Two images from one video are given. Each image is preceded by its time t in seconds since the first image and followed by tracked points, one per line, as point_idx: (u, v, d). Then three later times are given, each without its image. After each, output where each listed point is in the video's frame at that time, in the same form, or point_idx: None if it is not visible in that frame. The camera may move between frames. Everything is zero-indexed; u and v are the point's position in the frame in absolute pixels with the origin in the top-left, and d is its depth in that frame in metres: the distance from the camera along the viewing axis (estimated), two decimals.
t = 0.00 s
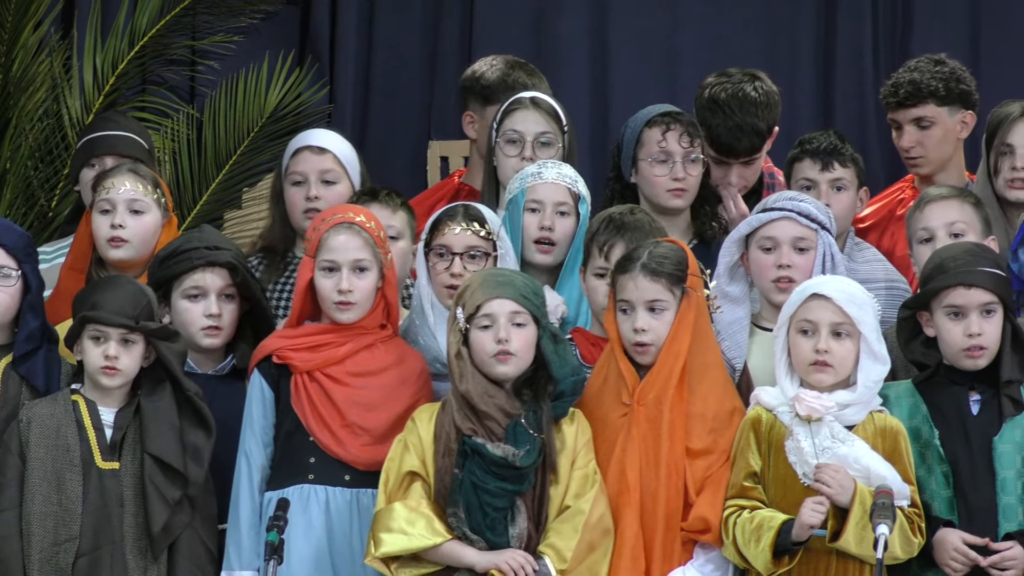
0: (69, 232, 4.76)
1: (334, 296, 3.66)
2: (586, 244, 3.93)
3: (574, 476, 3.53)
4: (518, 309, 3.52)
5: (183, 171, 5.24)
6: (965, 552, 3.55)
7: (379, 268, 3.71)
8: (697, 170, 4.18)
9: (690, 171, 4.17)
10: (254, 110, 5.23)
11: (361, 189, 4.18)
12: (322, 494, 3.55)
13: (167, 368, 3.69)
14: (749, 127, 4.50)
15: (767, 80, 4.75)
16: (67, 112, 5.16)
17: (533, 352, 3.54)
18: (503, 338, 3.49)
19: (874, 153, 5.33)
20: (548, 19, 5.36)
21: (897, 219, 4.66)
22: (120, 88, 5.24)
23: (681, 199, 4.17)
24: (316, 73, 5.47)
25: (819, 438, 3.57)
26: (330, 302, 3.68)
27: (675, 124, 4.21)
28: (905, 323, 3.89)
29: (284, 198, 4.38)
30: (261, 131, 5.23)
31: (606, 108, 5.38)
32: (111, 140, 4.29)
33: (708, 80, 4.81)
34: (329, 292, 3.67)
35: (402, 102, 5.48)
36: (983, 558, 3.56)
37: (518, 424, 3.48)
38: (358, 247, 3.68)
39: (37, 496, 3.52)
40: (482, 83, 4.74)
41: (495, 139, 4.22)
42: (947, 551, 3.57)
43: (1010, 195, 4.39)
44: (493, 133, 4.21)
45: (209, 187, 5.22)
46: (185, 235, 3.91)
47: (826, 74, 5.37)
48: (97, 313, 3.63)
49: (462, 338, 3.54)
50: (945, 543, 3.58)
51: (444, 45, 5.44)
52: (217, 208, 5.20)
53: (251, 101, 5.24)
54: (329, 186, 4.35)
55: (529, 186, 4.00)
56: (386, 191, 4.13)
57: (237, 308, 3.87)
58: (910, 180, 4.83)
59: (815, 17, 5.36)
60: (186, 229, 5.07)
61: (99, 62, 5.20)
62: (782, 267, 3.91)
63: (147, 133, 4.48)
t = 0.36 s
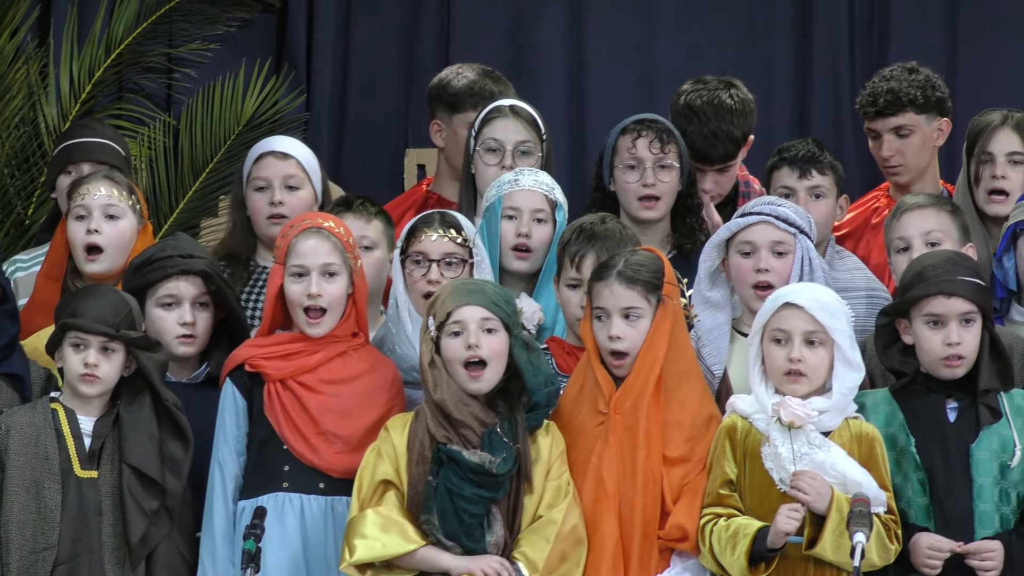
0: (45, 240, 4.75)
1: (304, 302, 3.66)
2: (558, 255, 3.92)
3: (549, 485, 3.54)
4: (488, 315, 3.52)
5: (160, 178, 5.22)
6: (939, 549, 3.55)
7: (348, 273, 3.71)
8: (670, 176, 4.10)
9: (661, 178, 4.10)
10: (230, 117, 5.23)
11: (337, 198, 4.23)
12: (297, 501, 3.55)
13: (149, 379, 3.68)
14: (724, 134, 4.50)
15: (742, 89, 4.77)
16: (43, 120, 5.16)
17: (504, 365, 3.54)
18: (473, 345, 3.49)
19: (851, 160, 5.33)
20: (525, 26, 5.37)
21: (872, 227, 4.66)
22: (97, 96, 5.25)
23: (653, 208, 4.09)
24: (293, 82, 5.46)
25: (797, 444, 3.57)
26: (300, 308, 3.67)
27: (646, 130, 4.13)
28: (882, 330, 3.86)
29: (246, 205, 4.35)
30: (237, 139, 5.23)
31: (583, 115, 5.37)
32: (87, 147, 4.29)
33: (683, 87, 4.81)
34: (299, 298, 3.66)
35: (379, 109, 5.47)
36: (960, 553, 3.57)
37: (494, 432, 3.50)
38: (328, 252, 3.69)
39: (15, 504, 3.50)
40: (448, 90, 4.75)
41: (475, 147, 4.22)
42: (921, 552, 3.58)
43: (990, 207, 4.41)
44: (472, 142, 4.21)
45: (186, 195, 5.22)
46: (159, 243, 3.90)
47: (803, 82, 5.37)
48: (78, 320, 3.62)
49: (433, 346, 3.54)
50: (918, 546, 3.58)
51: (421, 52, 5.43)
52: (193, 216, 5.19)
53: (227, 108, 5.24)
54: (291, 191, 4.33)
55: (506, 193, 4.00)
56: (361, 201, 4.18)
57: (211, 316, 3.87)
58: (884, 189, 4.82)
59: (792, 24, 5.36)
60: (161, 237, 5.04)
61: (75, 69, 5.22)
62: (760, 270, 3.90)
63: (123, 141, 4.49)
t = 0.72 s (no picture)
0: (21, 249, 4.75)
1: (279, 309, 3.65)
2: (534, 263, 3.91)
3: (525, 494, 3.53)
4: (463, 322, 3.52)
5: (137, 184, 5.19)
6: (913, 556, 3.56)
7: (324, 281, 3.71)
8: (647, 185, 4.09)
9: (639, 187, 4.08)
10: (207, 126, 5.20)
11: (311, 207, 4.26)
12: (271, 510, 3.56)
13: (126, 389, 3.66)
14: (698, 138, 4.52)
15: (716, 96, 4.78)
16: (19, 128, 5.14)
17: (480, 368, 3.54)
18: (449, 350, 3.49)
19: (827, 168, 5.35)
20: (503, 35, 5.37)
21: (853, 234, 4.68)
22: (73, 104, 5.25)
23: (630, 214, 4.08)
24: (269, 90, 5.45)
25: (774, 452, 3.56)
26: (274, 315, 3.66)
27: (624, 139, 4.12)
28: (859, 338, 3.89)
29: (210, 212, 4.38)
30: (214, 147, 5.19)
31: (560, 124, 5.37)
32: (65, 154, 4.30)
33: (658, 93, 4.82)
34: (274, 305, 3.66)
35: (356, 120, 5.49)
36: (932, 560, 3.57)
37: (469, 440, 3.48)
38: (304, 259, 3.68)
39: None
40: (418, 99, 4.75)
41: (452, 156, 4.22)
42: (895, 559, 3.58)
43: (970, 213, 4.41)
44: (449, 151, 4.21)
45: (163, 203, 5.18)
46: (133, 251, 3.92)
47: (780, 91, 5.38)
48: (56, 327, 3.60)
49: (409, 353, 3.54)
50: (893, 553, 3.59)
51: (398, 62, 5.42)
52: (170, 224, 5.15)
53: (204, 116, 5.21)
54: (258, 201, 4.36)
55: (483, 202, 4.00)
56: (335, 209, 4.22)
57: (185, 324, 3.88)
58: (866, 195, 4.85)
59: (769, 34, 5.37)
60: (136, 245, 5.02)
61: (51, 77, 5.21)
62: (741, 279, 3.88)
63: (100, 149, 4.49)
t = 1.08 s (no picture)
0: None
1: (255, 312, 3.66)
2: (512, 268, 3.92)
3: (500, 499, 3.52)
4: (441, 327, 3.52)
5: (113, 193, 5.20)
6: (887, 562, 3.56)
7: (300, 286, 3.71)
8: (624, 189, 4.09)
9: (616, 190, 4.09)
10: (183, 130, 5.23)
11: (288, 211, 4.25)
12: (247, 515, 3.56)
13: (98, 395, 3.65)
14: (673, 132, 4.52)
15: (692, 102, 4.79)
16: None
17: (458, 375, 3.54)
18: (427, 356, 3.49)
19: (804, 173, 5.37)
20: (480, 40, 5.39)
21: (833, 237, 4.69)
22: (51, 108, 5.20)
23: (607, 218, 4.08)
24: (245, 95, 5.45)
25: (748, 457, 3.55)
26: (252, 318, 3.67)
27: (600, 143, 4.13)
28: (834, 344, 3.91)
29: (182, 219, 4.38)
30: (191, 152, 5.22)
31: (536, 128, 5.40)
32: (43, 160, 4.29)
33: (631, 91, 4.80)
34: (250, 308, 3.67)
35: (334, 124, 5.50)
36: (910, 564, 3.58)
37: (445, 446, 3.49)
38: (280, 263, 3.69)
39: None
40: (397, 104, 4.77)
41: (427, 161, 4.22)
42: (870, 563, 3.58)
43: (952, 215, 4.40)
44: (424, 156, 4.22)
45: (139, 209, 5.18)
46: (111, 256, 3.91)
47: (756, 95, 5.40)
48: (28, 331, 3.62)
49: (387, 358, 3.54)
50: (867, 557, 3.59)
51: (375, 66, 5.45)
52: (146, 229, 5.14)
53: (181, 121, 5.25)
54: (230, 209, 4.37)
55: (460, 207, 4.01)
56: (309, 214, 4.22)
57: (163, 328, 3.88)
58: (846, 198, 4.87)
59: (745, 38, 5.38)
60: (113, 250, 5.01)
61: (28, 82, 5.17)
62: (714, 283, 3.90)
63: (78, 153, 4.50)
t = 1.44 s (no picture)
0: None
1: (230, 313, 3.66)
2: (499, 266, 3.93)
3: (475, 500, 3.54)
4: (419, 324, 3.53)
5: (90, 193, 5.17)
6: (867, 564, 3.55)
7: (275, 286, 3.72)
8: (602, 188, 4.09)
9: (593, 190, 4.09)
10: (161, 131, 5.21)
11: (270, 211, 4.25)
12: (224, 515, 3.56)
13: (74, 394, 3.66)
14: (649, 125, 4.55)
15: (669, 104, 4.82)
16: None
17: (435, 373, 3.55)
18: (403, 352, 3.50)
19: (781, 174, 5.38)
20: (457, 38, 5.39)
21: (806, 237, 4.66)
22: (28, 109, 5.19)
23: (585, 217, 4.08)
24: (223, 95, 5.45)
25: (729, 456, 3.57)
26: (226, 319, 3.67)
27: (578, 143, 4.12)
28: (810, 343, 3.89)
29: (160, 218, 4.38)
30: (168, 152, 5.19)
31: (514, 129, 5.41)
32: (19, 160, 4.29)
33: (608, 88, 4.79)
34: (225, 309, 3.66)
35: (311, 123, 5.50)
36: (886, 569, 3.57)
37: (420, 450, 3.48)
38: (255, 265, 3.69)
39: None
40: (374, 105, 4.76)
41: (404, 161, 4.22)
42: (849, 564, 3.58)
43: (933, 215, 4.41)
44: (401, 155, 4.21)
45: (116, 209, 5.14)
46: (88, 256, 3.91)
47: (734, 96, 5.41)
48: (5, 332, 3.60)
49: (365, 356, 3.54)
50: (847, 557, 3.59)
51: (352, 65, 5.44)
52: (123, 229, 5.11)
53: (158, 121, 5.22)
54: (209, 209, 4.38)
55: (435, 207, 4.01)
56: (296, 215, 4.21)
57: (140, 328, 3.87)
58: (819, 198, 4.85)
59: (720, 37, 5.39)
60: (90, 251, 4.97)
61: (5, 82, 5.15)
62: (691, 285, 3.90)
63: (54, 154, 4.51)
